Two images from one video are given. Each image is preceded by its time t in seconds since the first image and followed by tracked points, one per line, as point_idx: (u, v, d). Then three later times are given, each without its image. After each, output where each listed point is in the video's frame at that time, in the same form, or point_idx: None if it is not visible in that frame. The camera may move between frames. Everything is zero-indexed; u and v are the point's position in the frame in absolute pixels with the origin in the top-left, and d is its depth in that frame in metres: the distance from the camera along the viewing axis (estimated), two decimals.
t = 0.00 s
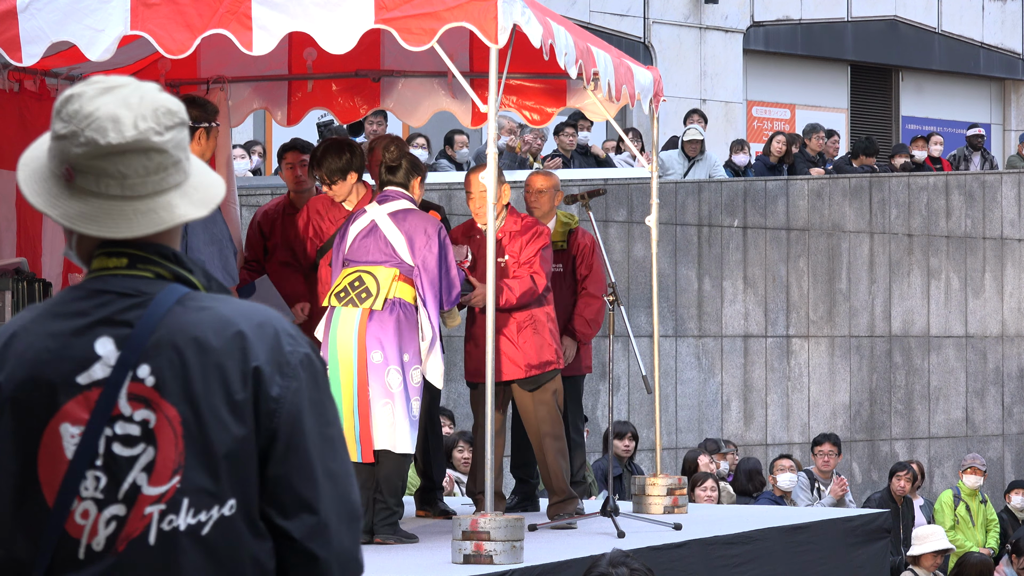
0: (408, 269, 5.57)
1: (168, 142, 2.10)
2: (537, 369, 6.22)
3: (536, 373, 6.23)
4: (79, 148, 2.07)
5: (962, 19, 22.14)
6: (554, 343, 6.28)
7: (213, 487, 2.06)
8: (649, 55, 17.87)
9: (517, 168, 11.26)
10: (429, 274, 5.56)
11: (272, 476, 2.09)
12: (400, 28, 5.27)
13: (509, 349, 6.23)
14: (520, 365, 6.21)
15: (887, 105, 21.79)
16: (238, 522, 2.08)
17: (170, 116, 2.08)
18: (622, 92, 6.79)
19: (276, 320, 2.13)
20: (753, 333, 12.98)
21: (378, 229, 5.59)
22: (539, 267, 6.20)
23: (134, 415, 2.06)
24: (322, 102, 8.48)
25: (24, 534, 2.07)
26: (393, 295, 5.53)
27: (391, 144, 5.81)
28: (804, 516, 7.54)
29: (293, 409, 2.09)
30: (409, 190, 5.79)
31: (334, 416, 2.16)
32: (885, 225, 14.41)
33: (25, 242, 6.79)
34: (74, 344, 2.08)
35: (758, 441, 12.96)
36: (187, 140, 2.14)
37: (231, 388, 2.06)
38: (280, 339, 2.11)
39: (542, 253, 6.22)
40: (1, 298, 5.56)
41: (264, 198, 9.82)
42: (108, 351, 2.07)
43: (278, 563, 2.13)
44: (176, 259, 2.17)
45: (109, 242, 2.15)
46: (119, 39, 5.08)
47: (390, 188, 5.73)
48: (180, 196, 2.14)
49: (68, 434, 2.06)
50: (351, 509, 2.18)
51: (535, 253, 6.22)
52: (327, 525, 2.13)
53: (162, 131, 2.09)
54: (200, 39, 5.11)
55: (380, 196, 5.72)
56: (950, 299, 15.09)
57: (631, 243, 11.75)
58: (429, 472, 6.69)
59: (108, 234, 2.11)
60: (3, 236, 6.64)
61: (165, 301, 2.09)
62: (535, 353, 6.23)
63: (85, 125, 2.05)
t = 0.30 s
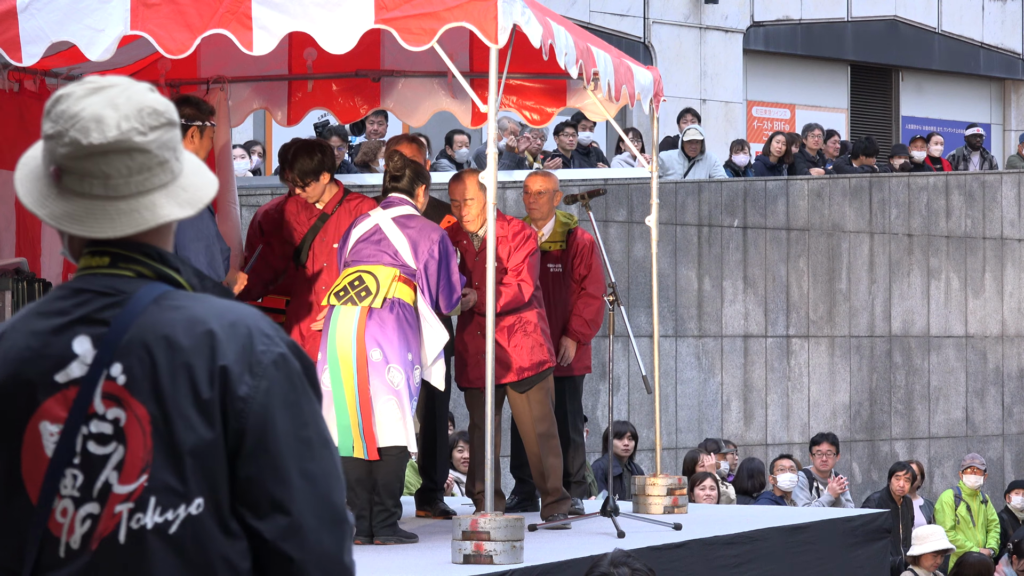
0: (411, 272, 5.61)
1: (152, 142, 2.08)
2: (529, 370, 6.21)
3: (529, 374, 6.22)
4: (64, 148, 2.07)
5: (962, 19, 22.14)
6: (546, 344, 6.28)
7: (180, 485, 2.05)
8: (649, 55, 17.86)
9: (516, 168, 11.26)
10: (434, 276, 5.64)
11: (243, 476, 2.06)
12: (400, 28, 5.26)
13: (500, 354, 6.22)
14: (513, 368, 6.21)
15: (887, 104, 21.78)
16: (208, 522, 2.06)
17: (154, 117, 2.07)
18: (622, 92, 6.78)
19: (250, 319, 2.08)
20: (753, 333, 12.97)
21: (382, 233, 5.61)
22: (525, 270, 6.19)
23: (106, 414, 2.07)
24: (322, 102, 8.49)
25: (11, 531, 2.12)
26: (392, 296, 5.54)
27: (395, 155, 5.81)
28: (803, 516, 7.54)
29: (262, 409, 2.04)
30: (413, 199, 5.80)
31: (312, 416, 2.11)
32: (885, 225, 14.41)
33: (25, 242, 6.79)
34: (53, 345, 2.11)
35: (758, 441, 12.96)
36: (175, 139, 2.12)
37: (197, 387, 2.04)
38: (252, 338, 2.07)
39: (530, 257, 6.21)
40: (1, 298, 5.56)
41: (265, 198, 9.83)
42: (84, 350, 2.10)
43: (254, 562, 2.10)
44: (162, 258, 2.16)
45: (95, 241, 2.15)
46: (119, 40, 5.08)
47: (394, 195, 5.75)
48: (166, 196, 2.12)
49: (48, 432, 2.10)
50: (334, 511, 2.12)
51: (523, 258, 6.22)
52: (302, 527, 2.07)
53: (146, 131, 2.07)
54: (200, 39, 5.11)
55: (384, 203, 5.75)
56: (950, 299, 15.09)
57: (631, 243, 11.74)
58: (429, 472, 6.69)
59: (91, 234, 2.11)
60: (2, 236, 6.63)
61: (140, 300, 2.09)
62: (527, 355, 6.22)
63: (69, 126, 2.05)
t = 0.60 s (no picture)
0: (406, 272, 5.60)
1: (140, 143, 2.06)
2: (527, 369, 6.21)
3: (527, 373, 6.21)
4: (52, 148, 2.05)
5: (962, 20, 22.14)
6: (542, 342, 6.27)
7: (160, 482, 2.00)
8: (649, 55, 17.87)
9: (516, 168, 11.26)
10: (429, 277, 5.62)
11: (225, 473, 2.01)
12: (400, 28, 5.26)
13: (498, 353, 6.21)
14: (510, 367, 6.19)
15: (887, 105, 21.79)
16: (188, 517, 2.00)
17: (142, 117, 2.04)
18: (622, 92, 6.78)
19: (235, 315, 2.05)
20: (753, 333, 12.97)
21: (377, 234, 5.61)
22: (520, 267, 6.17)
23: (91, 411, 2.04)
24: (322, 102, 8.49)
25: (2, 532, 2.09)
26: (387, 295, 5.54)
27: (390, 156, 5.78)
28: (803, 516, 7.54)
29: (244, 405, 2.00)
30: (409, 200, 5.76)
31: (297, 414, 2.06)
32: (885, 225, 14.41)
33: (25, 242, 6.78)
34: (42, 342, 2.10)
35: (758, 441, 12.96)
36: (164, 139, 2.09)
37: (179, 383, 2.00)
38: (236, 334, 2.03)
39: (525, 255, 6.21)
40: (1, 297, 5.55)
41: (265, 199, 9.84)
42: (72, 346, 2.08)
43: (238, 562, 2.03)
44: (151, 257, 2.14)
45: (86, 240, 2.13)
46: (119, 39, 5.08)
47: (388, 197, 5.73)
48: (154, 196, 2.10)
49: (35, 429, 2.08)
50: (322, 510, 2.06)
51: (518, 255, 6.21)
52: (285, 524, 2.01)
53: (133, 131, 2.05)
54: (200, 39, 5.11)
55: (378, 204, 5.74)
56: (950, 299, 15.09)
57: (631, 243, 11.75)
58: (428, 471, 6.69)
59: (78, 234, 2.09)
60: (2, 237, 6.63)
61: (126, 297, 2.06)
62: (524, 354, 6.21)
63: (55, 126, 2.03)
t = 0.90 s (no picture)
0: (407, 272, 5.60)
1: (131, 140, 2.06)
2: (526, 367, 6.20)
3: (526, 370, 6.21)
4: (43, 147, 2.04)
5: (962, 20, 22.14)
6: (540, 340, 6.27)
7: (148, 480, 2.00)
8: (649, 55, 17.86)
9: (516, 168, 11.26)
10: (431, 277, 5.63)
11: (212, 473, 2.01)
12: (400, 28, 5.26)
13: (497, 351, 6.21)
14: (509, 365, 6.19)
15: (887, 104, 21.79)
16: (175, 516, 2.00)
17: (133, 114, 2.05)
18: (622, 92, 6.78)
19: (224, 315, 2.04)
20: (753, 333, 12.97)
21: (379, 233, 5.63)
22: (516, 264, 6.18)
23: (78, 409, 2.04)
24: (322, 102, 8.49)
25: None
26: (388, 294, 5.54)
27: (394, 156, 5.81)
28: (803, 516, 7.54)
29: (231, 404, 1.99)
30: (411, 202, 5.79)
31: (286, 414, 2.05)
32: (885, 225, 14.41)
33: (25, 242, 6.78)
34: (31, 340, 2.09)
35: (758, 441, 12.96)
36: (154, 137, 2.10)
37: (167, 381, 2.00)
38: (224, 334, 2.02)
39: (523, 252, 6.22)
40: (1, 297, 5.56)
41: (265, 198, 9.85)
42: (60, 345, 2.07)
43: (225, 561, 2.03)
44: (139, 255, 2.12)
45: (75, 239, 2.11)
46: (119, 39, 5.08)
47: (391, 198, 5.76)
48: (146, 193, 2.09)
49: (22, 428, 2.07)
50: (309, 511, 2.05)
51: (515, 252, 6.21)
52: (272, 524, 2.01)
53: (124, 129, 2.05)
54: (200, 39, 5.11)
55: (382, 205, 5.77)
56: (950, 299, 15.09)
57: (631, 243, 11.75)
58: (429, 471, 6.69)
59: (70, 231, 2.08)
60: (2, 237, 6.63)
61: (116, 296, 2.05)
62: (523, 351, 6.21)
63: (45, 125, 2.03)
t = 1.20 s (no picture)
0: (410, 278, 5.62)
1: (113, 138, 2.06)
2: (532, 368, 6.21)
3: (531, 371, 6.21)
4: (24, 147, 2.05)
5: (962, 19, 22.14)
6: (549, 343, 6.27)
7: (136, 478, 2.00)
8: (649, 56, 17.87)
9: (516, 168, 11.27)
10: (433, 286, 5.62)
11: (199, 471, 2.00)
12: (400, 28, 5.26)
13: (504, 350, 6.22)
14: (515, 365, 6.21)
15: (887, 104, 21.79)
16: (165, 514, 2.00)
17: (115, 112, 2.05)
18: (622, 92, 6.79)
19: (208, 313, 2.04)
20: (753, 333, 12.97)
21: (386, 241, 5.66)
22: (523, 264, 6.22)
23: (64, 409, 2.04)
24: (322, 102, 8.50)
25: None
26: (387, 295, 5.55)
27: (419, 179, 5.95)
28: (803, 516, 7.54)
29: (217, 401, 1.99)
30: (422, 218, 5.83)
31: (272, 412, 2.04)
32: (885, 225, 14.42)
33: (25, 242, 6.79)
34: (18, 341, 2.09)
35: (758, 441, 12.96)
36: (137, 136, 2.10)
37: (152, 379, 1.99)
38: (209, 331, 2.02)
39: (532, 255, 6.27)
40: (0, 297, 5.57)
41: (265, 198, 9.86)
42: (44, 346, 2.07)
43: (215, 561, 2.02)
44: (123, 256, 2.13)
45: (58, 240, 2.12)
46: (119, 40, 5.08)
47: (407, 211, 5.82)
48: (129, 192, 2.09)
49: (9, 430, 2.08)
50: (297, 509, 2.04)
51: (523, 253, 6.26)
52: (260, 522, 2.00)
53: (106, 127, 2.05)
54: (199, 39, 5.12)
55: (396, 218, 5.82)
56: (950, 299, 15.09)
57: (631, 243, 11.75)
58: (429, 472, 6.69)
59: (54, 231, 2.08)
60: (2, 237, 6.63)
61: (100, 296, 2.06)
62: (529, 352, 6.21)
63: (28, 125, 2.03)
